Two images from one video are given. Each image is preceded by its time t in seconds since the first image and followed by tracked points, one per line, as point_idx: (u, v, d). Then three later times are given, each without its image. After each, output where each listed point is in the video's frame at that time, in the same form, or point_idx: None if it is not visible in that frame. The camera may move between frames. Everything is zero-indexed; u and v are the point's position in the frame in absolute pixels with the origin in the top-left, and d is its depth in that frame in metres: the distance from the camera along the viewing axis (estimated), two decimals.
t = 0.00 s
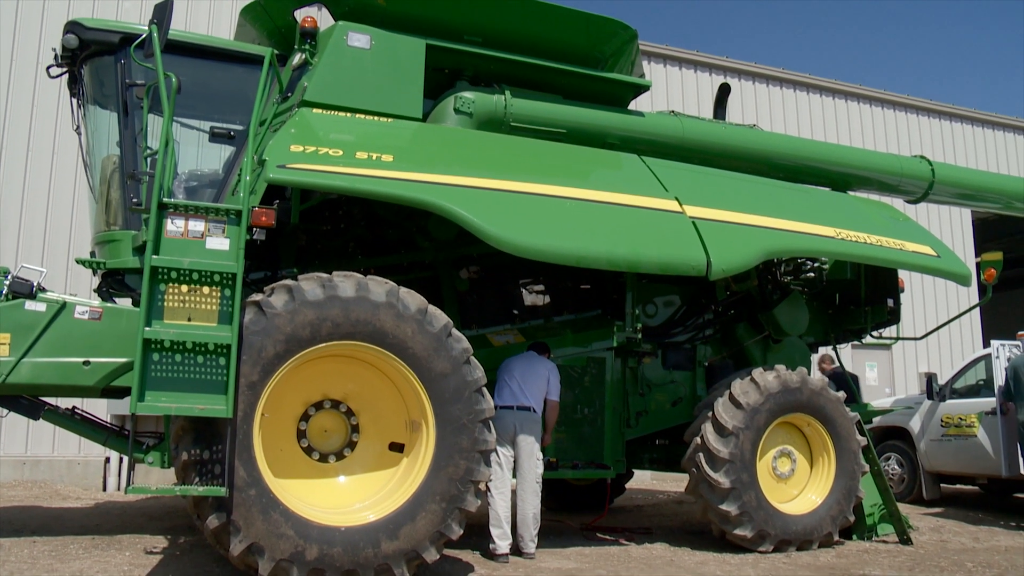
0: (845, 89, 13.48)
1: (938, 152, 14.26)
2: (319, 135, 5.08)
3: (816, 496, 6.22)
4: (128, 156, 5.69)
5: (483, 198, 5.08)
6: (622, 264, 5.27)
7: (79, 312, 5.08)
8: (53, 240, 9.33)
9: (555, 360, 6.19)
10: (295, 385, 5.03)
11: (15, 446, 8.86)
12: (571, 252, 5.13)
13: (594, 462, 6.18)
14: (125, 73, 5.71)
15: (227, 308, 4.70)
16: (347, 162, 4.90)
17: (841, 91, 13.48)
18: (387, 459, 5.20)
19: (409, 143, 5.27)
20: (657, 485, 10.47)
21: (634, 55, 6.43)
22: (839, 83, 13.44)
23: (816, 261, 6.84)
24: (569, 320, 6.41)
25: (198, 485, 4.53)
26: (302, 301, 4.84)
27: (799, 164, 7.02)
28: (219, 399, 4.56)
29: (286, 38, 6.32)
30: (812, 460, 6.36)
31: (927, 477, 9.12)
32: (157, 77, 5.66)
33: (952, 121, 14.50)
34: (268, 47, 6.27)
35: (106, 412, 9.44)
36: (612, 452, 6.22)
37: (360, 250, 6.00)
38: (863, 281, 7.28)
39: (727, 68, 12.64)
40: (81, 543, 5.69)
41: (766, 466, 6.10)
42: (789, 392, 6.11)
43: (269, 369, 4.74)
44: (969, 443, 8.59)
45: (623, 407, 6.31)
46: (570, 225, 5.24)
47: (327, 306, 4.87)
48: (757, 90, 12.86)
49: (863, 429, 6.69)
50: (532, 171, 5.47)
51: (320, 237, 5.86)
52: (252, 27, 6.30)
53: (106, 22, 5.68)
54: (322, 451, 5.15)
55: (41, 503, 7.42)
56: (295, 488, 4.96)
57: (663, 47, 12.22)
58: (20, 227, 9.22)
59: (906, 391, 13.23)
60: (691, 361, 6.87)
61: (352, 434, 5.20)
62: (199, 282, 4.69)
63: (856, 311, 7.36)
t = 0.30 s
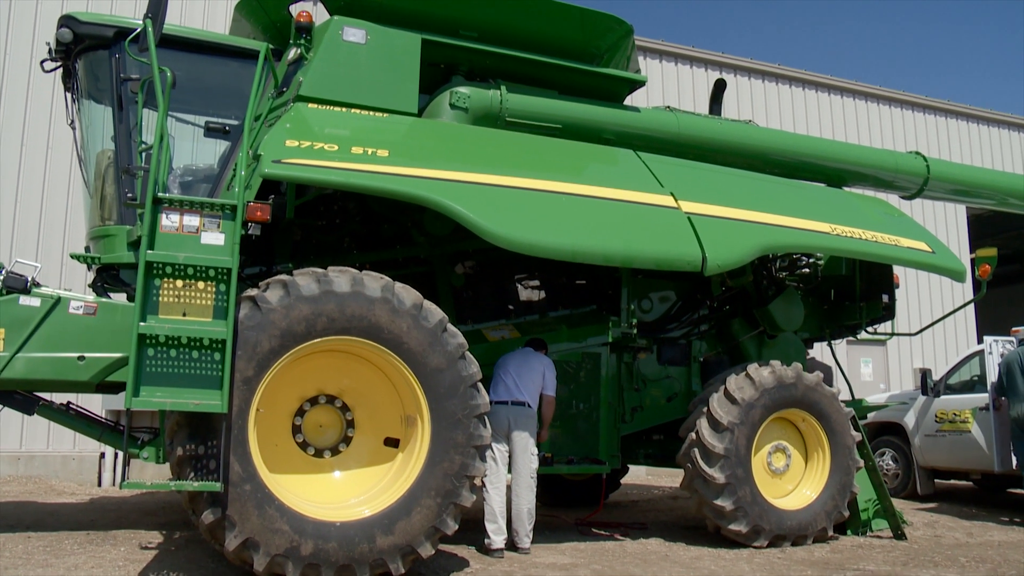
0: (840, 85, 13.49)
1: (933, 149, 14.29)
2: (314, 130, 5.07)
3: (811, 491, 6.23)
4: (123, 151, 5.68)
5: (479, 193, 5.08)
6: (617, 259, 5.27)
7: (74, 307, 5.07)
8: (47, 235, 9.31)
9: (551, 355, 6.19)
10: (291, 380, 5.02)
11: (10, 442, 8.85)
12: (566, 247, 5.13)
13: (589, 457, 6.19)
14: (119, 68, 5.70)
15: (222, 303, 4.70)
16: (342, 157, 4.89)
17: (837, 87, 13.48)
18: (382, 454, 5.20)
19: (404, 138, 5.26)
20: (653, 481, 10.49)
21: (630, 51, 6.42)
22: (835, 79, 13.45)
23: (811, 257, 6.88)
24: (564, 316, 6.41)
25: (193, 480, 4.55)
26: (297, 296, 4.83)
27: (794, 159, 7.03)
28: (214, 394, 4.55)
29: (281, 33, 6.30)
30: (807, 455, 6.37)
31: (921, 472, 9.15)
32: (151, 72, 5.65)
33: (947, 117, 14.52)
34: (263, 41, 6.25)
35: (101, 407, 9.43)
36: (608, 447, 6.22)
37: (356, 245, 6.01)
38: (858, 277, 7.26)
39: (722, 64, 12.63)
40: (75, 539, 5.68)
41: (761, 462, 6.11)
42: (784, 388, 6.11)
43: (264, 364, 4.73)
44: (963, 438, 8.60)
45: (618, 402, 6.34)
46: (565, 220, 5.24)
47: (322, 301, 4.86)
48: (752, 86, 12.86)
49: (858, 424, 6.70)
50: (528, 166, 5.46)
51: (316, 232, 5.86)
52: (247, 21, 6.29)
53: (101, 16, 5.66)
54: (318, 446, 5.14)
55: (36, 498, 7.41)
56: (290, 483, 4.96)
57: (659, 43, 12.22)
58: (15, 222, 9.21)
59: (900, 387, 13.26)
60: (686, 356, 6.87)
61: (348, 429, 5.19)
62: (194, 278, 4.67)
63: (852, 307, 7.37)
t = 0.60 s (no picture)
0: (836, 82, 13.49)
1: (929, 145, 14.30)
2: (309, 126, 5.06)
3: (805, 487, 6.24)
4: (118, 147, 5.66)
5: (475, 189, 5.07)
6: (613, 256, 5.26)
7: (68, 304, 5.07)
8: (42, 231, 9.29)
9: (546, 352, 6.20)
10: (286, 377, 5.02)
11: (5, 438, 8.84)
12: (562, 244, 5.12)
13: (585, 454, 6.21)
14: (114, 63, 5.69)
15: (217, 299, 4.67)
16: (338, 153, 4.87)
17: (832, 84, 13.49)
18: (378, 450, 5.20)
19: (400, 134, 5.25)
20: (648, 477, 10.51)
21: (626, 47, 6.42)
22: (831, 76, 13.45)
23: (806, 254, 6.98)
24: (560, 312, 6.40)
25: (189, 476, 4.54)
26: (292, 293, 4.82)
27: (789, 156, 7.03)
28: (210, 391, 4.54)
29: (277, 29, 6.29)
30: (802, 451, 6.38)
31: (916, 470, 9.16)
32: (146, 68, 5.64)
33: (943, 114, 14.53)
34: (258, 37, 6.25)
35: (96, 403, 9.42)
36: (603, 443, 6.24)
37: (351, 242, 5.99)
38: (854, 274, 7.28)
39: (718, 61, 12.63)
40: (70, 535, 5.67)
41: (756, 459, 6.12)
42: (779, 384, 6.12)
43: (260, 360, 4.72)
44: (958, 434, 8.62)
45: (613, 399, 6.36)
46: (561, 216, 5.24)
47: (317, 298, 4.85)
48: (748, 83, 12.87)
49: (853, 420, 6.71)
50: (524, 162, 5.46)
51: (311, 228, 5.86)
52: (243, 17, 6.28)
53: (95, 11, 5.61)
54: (313, 442, 5.14)
55: (31, 495, 7.41)
56: (286, 480, 4.95)
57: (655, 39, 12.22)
58: (9, 218, 9.18)
59: (896, 383, 13.29)
60: (681, 353, 6.89)
61: (343, 425, 5.19)
62: (189, 274, 4.66)
63: (847, 303, 7.38)
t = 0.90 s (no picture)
0: (833, 81, 13.51)
1: (925, 144, 14.33)
2: (306, 123, 5.06)
3: (802, 485, 6.25)
4: (114, 144, 5.67)
5: (471, 187, 5.07)
6: (609, 254, 5.26)
7: (64, 302, 5.05)
8: (38, 228, 9.28)
9: (542, 349, 6.21)
10: (281, 375, 5.01)
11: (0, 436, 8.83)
12: (558, 242, 5.12)
13: (581, 452, 6.21)
14: (110, 61, 5.72)
15: (214, 297, 4.66)
16: (335, 151, 4.87)
17: (829, 82, 13.50)
18: (374, 448, 5.19)
19: (396, 132, 5.25)
20: (644, 475, 10.52)
21: (623, 45, 6.43)
22: (827, 74, 13.46)
23: (802, 253, 6.92)
24: (556, 310, 6.41)
25: (184, 474, 4.49)
26: (288, 291, 4.81)
27: (786, 154, 7.04)
28: (205, 389, 4.53)
29: (273, 26, 6.29)
30: (798, 449, 6.39)
31: (912, 468, 9.18)
32: (141, 65, 5.63)
33: (939, 112, 14.55)
34: (255, 34, 6.24)
35: (92, 401, 9.42)
36: (599, 442, 6.25)
37: (347, 240, 6.00)
38: (849, 272, 7.36)
39: (715, 59, 12.65)
40: (66, 534, 5.66)
41: (752, 457, 6.13)
42: (776, 382, 6.13)
43: (256, 358, 4.71)
44: (953, 433, 8.64)
45: (610, 396, 6.36)
46: (558, 214, 5.24)
47: (314, 295, 4.84)
48: (744, 81, 12.87)
49: (848, 418, 6.71)
50: (520, 160, 5.46)
51: (307, 226, 5.85)
52: (239, 15, 6.28)
53: (89, 9, 5.64)
54: (310, 440, 5.13)
55: (27, 493, 7.41)
56: (282, 478, 4.94)
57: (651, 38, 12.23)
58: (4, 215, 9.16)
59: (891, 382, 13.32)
60: (678, 351, 6.91)
61: (339, 423, 5.19)
62: (185, 272, 4.65)
63: (843, 301, 7.41)
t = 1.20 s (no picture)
0: (829, 80, 13.51)
1: (921, 143, 14.34)
2: (303, 122, 5.05)
3: (799, 484, 6.25)
4: (110, 142, 5.65)
5: (468, 186, 5.06)
6: (606, 252, 5.26)
7: (61, 300, 5.04)
8: (34, 227, 9.27)
9: (539, 348, 6.21)
10: (278, 373, 5.01)
11: None
12: (555, 240, 5.12)
13: (578, 451, 6.23)
14: (107, 59, 5.67)
15: (210, 295, 4.68)
16: (332, 149, 4.86)
17: (825, 81, 13.51)
18: (371, 447, 5.19)
19: (393, 131, 5.24)
20: (641, 474, 10.53)
21: (619, 44, 6.42)
22: (824, 73, 13.47)
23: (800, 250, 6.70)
24: (553, 309, 6.41)
25: (181, 472, 4.51)
26: (285, 289, 4.80)
27: (782, 153, 7.05)
28: (202, 387, 4.52)
29: (270, 24, 6.29)
30: (795, 448, 6.40)
31: (909, 467, 9.20)
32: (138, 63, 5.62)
33: (935, 111, 14.56)
34: (251, 33, 6.24)
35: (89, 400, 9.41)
36: (596, 440, 6.25)
37: (344, 238, 6.00)
38: (846, 270, 7.36)
39: (711, 58, 12.65)
40: (62, 532, 5.65)
41: (749, 456, 6.14)
42: (773, 381, 6.13)
43: (252, 357, 4.70)
44: (950, 431, 8.65)
45: (608, 395, 6.36)
46: (555, 213, 5.24)
47: (311, 294, 4.84)
48: (741, 79, 12.88)
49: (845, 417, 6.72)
50: (517, 159, 5.45)
51: (304, 225, 5.84)
52: (236, 13, 6.27)
53: (85, 6, 5.64)
54: (306, 439, 5.13)
55: (23, 492, 7.40)
56: (279, 476, 4.93)
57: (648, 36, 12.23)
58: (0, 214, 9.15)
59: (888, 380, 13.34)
60: (675, 350, 6.91)
61: (336, 422, 5.19)
62: (182, 270, 4.64)
63: (840, 300, 7.42)
